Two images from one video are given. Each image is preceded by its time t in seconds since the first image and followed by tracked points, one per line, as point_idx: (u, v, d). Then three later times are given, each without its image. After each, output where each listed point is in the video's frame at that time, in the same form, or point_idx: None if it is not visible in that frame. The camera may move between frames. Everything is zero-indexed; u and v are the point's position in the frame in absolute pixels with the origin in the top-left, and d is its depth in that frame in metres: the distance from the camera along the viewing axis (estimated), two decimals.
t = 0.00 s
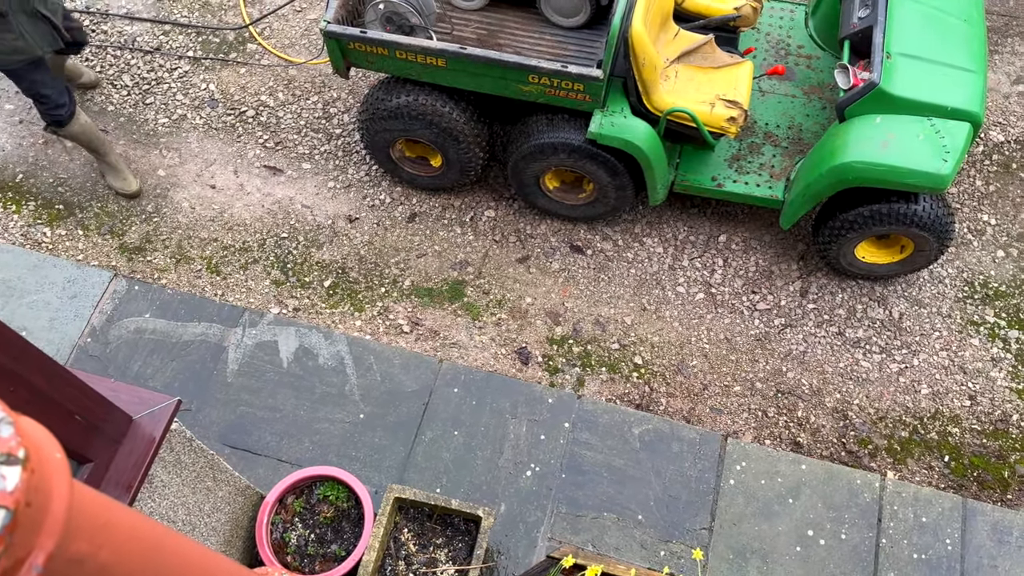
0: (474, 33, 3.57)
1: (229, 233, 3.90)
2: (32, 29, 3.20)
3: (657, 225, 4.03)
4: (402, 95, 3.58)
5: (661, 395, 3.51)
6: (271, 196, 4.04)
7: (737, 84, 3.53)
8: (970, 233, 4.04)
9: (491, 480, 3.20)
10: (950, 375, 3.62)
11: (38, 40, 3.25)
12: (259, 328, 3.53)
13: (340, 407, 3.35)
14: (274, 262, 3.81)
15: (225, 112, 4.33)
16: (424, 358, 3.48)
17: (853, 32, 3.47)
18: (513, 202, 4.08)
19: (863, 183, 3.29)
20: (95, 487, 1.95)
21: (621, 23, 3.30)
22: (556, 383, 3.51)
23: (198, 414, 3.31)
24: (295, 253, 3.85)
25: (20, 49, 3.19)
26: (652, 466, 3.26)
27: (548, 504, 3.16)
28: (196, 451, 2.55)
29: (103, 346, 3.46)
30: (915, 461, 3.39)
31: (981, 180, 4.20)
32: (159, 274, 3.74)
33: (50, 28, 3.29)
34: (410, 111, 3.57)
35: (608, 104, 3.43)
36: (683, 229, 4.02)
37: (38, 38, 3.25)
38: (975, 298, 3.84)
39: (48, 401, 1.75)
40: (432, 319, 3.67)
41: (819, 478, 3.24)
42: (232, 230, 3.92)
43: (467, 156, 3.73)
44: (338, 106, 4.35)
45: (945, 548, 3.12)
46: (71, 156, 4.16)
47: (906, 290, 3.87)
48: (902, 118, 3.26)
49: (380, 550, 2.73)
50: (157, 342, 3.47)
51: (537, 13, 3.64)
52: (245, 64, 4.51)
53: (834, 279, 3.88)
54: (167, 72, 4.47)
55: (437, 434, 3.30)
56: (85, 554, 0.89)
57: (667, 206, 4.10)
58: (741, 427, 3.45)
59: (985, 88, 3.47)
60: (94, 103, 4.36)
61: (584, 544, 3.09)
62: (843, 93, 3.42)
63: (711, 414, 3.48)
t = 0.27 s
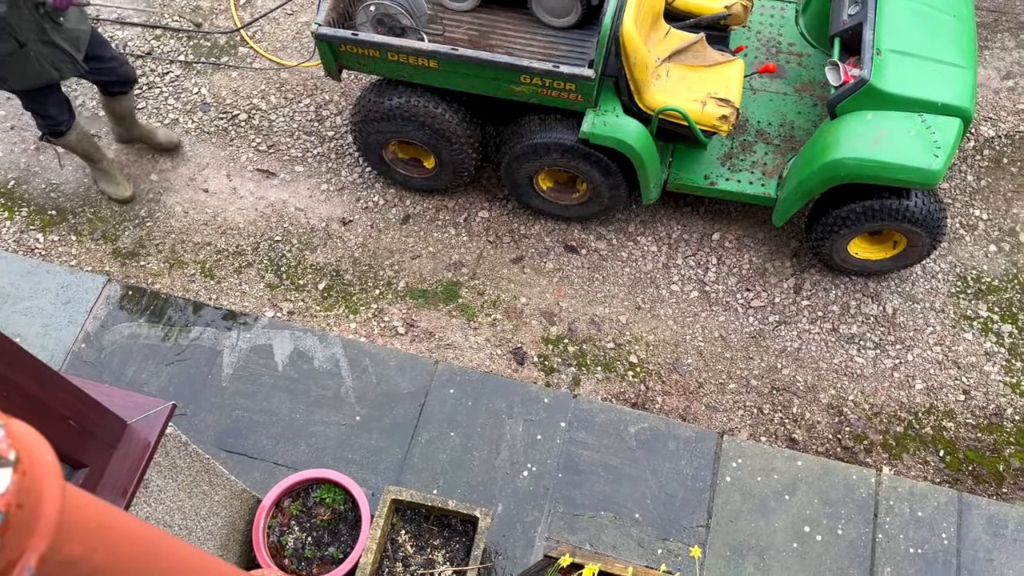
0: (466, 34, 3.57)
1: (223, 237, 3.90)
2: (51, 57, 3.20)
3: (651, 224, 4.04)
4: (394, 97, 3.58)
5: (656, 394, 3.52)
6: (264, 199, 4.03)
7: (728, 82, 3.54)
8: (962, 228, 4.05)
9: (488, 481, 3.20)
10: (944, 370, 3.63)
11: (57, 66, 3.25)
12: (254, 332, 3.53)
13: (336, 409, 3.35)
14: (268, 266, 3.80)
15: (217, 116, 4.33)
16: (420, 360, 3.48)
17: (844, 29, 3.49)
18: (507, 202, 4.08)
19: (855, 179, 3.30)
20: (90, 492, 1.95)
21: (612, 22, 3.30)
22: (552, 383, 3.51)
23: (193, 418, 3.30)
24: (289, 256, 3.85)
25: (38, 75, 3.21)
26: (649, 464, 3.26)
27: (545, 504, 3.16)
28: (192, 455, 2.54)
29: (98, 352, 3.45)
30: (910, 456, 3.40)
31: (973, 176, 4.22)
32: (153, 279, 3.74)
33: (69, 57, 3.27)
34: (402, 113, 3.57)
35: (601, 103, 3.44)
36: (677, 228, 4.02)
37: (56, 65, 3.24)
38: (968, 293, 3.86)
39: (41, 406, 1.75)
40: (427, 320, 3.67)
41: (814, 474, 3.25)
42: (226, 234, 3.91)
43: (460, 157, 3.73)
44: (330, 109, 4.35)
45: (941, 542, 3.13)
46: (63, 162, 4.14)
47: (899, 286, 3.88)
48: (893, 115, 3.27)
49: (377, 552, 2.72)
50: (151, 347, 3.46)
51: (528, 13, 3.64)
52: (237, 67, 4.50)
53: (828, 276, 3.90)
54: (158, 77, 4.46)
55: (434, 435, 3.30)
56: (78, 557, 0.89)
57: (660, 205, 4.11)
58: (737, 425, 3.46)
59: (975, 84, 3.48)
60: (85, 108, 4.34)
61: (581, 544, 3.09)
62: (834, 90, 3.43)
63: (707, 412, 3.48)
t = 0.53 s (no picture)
0: (455, 33, 3.56)
1: (214, 240, 3.88)
2: (81, 92, 3.09)
3: (643, 220, 4.04)
4: (384, 96, 3.57)
5: (651, 389, 3.52)
6: (255, 202, 4.02)
7: (718, 77, 3.55)
8: (953, 220, 4.07)
9: (485, 479, 3.20)
10: (937, 361, 3.65)
11: (87, 100, 3.14)
12: (247, 334, 3.52)
13: (331, 411, 3.34)
14: (260, 268, 3.79)
15: (206, 118, 4.31)
16: (414, 360, 3.47)
17: (834, 22, 3.53)
18: (499, 201, 4.08)
19: (846, 172, 3.31)
20: (84, 496, 1.94)
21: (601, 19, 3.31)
22: (547, 381, 3.51)
23: (188, 422, 3.29)
24: (281, 258, 3.84)
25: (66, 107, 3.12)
26: (645, 460, 3.26)
27: (542, 501, 3.16)
28: (186, 459, 2.53)
29: (90, 357, 3.43)
30: (905, 448, 3.41)
31: (963, 167, 4.23)
32: (144, 283, 3.72)
33: (101, 93, 3.14)
34: (392, 112, 3.57)
35: (591, 100, 3.44)
36: (669, 224, 4.03)
37: (87, 99, 3.13)
38: (960, 284, 3.88)
39: (34, 411, 1.74)
40: (421, 320, 3.66)
41: (810, 467, 3.26)
42: (217, 237, 3.90)
43: (451, 156, 3.73)
44: (320, 110, 4.34)
45: (937, 533, 3.14)
46: (52, 167, 4.12)
47: (892, 278, 3.89)
48: (883, 107, 3.28)
49: (375, 552, 2.71)
50: (144, 351, 3.44)
51: (517, 11, 3.64)
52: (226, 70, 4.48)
53: (820, 269, 3.91)
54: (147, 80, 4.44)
55: (429, 435, 3.29)
56: (69, 558, 0.89)
57: (652, 201, 4.11)
58: (732, 419, 3.46)
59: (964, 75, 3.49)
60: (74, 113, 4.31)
61: (578, 540, 3.09)
62: (824, 83, 3.44)
63: (702, 407, 3.49)
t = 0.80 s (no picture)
0: (443, 32, 3.55)
1: (206, 245, 3.87)
2: (128, 113, 3.02)
3: (635, 216, 4.04)
4: (373, 97, 3.56)
5: (647, 385, 3.52)
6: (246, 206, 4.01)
7: (707, 71, 3.55)
8: (944, 209, 4.08)
9: (482, 478, 3.19)
10: (931, 350, 3.66)
11: (134, 123, 3.08)
12: (241, 339, 3.51)
13: (327, 413, 3.33)
14: (252, 272, 3.78)
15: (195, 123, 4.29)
16: (409, 361, 3.46)
17: (820, 14, 3.53)
18: (490, 200, 4.08)
19: (836, 164, 3.32)
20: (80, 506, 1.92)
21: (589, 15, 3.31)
22: (542, 378, 3.51)
23: (183, 428, 3.27)
24: (273, 261, 3.82)
25: (113, 131, 3.04)
26: (641, 455, 3.26)
27: (540, 499, 3.16)
28: (182, 465, 2.52)
29: (83, 365, 3.41)
30: (900, 437, 3.42)
31: (952, 156, 4.25)
32: (136, 289, 3.70)
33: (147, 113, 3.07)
34: (381, 113, 3.56)
35: (580, 97, 3.44)
36: (661, 219, 4.03)
37: (132, 121, 3.06)
38: (952, 273, 3.89)
39: (27, 420, 1.73)
40: (414, 320, 3.66)
41: (806, 459, 3.26)
42: (209, 242, 3.88)
43: (442, 156, 3.72)
44: (309, 112, 4.33)
45: (934, 521, 3.15)
46: (41, 175, 4.09)
47: (884, 268, 3.91)
48: (871, 98, 3.29)
49: (374, 554, 2.71)
50: (137, 358, 3.43)
51: (504, 9, 3.64)
52: (214, 74, 4.47)
53: (812, 261, 3.91)
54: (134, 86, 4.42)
55: (426, 435, 3.29)
56: (63, 567, 0.88)
57: (644, 196, 4.12)
58: (728, 412, 3.47)
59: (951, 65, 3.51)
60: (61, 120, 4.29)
61: (577, 537, 3.09)
62: (812, 75, 3.45)
63: (698, 401, 3.49)
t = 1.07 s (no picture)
0: (427, 31, 3.55)
1: (195, 249, 3.86)
2: (166, 134, 3.00)
3: (624, 210, 4.05)
4: (358, 97, 3.56)
5: (640, 377, 3.53)
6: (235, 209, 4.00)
7: (691, 64, 3.56)
8: (931, 195, 4.10)
9: (477, 475, 3.20)
10: (921, 336, 3.68)
11: (172, 143, 3.06)
12: (232, 342, 3.50)
13: (320, 415, 3.32)
14: (242, 275, 3.77)
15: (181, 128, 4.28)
16: (402, 360, 3.46)
17: (801, 5, 3.53)
18: (479, 197, 4.08)
19: (822, 152, 3.33)
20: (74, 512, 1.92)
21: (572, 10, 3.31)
22: (535, 374, 3.51)
23: (176, 433, 3.26)
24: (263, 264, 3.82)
25: (152, 153, 3.03)
26: (636, 448, 3.27)
27: (535, 495, 3.16)
28: (176, 469, 2.51)
29: (75, 372, 3.40)
30: (893, 423, 3.44)
31: (937, 143, 4.27)
32: (126, 296, 3.69)
33: (183, 130, 3.06)
34: (368, 113, 3.56)
35: (565, 92, 3.44)
36: (650, 212, 4.04)
37: (170, 140, 3.04)
38: (940, 259, 3.91)
39: (16, 427, 1.72)
40: (406, 319, 3.66)
41: (800, 447, 3.28)
42: (198, 246, 3.88)
43: (429, 154, 3.72)
44: (296, 114, 4.32)
45: (928, 506, 3.17)
46: (28, 184, 4.07)
47: (872, 256, 3.92)
48: (855, 86, 3.30)
49: (370, 553, 2.71)
50: (129, 364, 3.42)
51: (487, 6, 3.64)
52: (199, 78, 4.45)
53: (801, 250, 3.93)
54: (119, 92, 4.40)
55: (420, 434, 3.29)
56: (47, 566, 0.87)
57: (632, 190, 4.12)
58: (721, 403, 3.48)
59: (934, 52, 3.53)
60: (47, 129, 4.27)
61: (573, 531, 3.09)
62: (796, 65, 3.46)
63: (691, 392, 3.50)
